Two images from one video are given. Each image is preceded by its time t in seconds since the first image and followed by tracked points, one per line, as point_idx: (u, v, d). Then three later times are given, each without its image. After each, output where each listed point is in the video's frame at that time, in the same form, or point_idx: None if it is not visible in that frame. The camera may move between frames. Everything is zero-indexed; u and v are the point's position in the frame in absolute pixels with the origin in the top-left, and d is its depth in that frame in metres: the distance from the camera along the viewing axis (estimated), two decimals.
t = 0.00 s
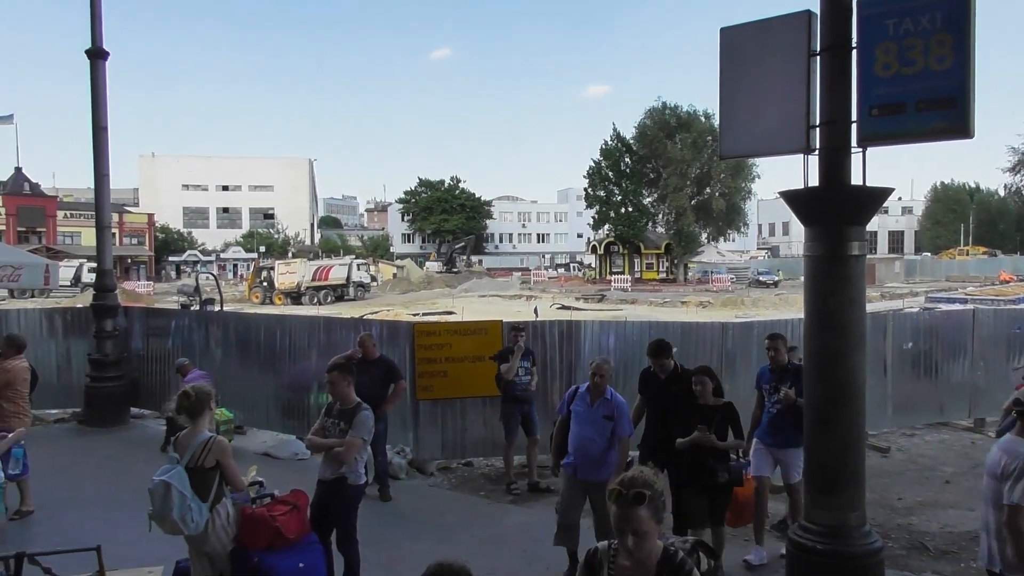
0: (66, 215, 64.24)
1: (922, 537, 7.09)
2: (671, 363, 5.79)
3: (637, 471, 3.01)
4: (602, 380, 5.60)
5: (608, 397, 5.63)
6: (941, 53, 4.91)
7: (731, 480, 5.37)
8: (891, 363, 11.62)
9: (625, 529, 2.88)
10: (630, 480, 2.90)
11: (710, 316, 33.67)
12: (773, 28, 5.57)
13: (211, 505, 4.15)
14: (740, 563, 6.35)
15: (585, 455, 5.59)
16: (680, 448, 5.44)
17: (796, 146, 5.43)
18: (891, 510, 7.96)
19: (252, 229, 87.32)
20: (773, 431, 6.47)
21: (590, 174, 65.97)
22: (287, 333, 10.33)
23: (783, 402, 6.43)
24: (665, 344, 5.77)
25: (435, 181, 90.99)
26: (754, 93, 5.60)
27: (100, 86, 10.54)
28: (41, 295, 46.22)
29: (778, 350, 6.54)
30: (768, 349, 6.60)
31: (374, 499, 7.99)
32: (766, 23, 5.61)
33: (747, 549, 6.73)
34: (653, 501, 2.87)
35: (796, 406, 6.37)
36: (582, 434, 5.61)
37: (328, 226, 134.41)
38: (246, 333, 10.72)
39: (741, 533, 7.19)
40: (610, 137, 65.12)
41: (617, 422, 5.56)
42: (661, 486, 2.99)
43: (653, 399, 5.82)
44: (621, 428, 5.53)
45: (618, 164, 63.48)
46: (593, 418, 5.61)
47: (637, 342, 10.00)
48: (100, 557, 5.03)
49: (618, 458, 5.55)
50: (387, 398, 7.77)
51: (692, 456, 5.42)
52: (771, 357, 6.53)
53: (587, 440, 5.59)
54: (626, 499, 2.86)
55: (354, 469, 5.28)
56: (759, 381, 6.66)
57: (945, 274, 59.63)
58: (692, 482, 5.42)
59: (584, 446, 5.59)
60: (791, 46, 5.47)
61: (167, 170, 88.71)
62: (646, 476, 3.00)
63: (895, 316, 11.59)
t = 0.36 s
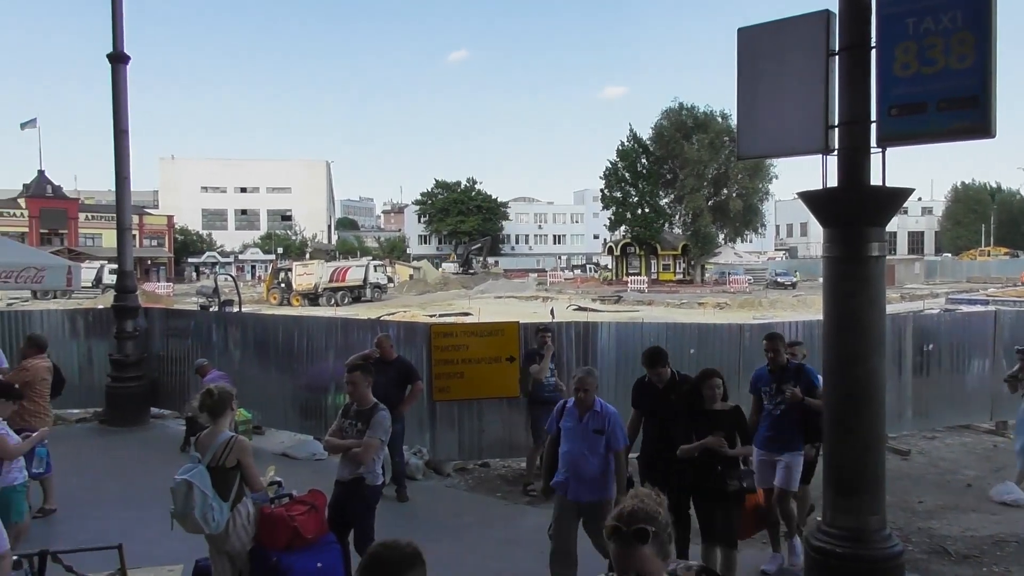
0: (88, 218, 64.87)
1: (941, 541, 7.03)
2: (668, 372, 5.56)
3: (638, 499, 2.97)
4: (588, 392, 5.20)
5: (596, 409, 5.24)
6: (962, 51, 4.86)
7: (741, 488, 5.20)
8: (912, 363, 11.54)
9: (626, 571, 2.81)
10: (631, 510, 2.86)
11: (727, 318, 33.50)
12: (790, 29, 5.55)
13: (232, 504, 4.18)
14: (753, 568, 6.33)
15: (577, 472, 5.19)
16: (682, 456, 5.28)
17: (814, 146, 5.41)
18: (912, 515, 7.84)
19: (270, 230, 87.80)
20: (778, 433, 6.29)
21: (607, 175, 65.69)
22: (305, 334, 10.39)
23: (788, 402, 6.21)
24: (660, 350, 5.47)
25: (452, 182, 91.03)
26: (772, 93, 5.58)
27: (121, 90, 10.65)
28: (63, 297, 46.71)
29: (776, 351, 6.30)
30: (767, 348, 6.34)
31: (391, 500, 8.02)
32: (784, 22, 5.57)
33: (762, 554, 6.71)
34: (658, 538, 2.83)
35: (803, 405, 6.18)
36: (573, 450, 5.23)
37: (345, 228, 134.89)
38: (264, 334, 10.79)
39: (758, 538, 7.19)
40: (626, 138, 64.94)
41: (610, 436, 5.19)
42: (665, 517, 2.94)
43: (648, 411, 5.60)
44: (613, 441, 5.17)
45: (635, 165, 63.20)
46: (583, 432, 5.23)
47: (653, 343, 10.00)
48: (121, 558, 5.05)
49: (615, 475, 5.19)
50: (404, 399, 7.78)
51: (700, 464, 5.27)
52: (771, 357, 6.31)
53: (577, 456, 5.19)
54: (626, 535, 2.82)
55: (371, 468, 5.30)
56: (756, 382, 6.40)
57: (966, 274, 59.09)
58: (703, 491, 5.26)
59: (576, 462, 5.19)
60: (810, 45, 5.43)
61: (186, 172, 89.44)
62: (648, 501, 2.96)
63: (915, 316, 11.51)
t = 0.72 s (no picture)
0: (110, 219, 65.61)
1: (963, 545, 6.96)
2: (682, 383, 5.39)
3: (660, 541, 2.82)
4: (585, 409, 4.70)
5: (596, 425, 4.79)
6: (985, 49, 4.81)
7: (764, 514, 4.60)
8: (933, 365, 11.42)
9: None
10: (648, 560, 2.72)
11: (746, 319, 33.27)
12: (808, 29, 5.52)
13: (252, 503, 4.20)
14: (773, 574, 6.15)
15: (576, 493, 4.74)
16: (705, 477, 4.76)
17: (834, 146, 5.37)
18: (934, 519, 7.75)
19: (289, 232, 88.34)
20: (787, 452, 5.83)
21: (624, 176, 65.40)
22: (323, 335, 10.44)
23: (795, 418, 5.80)
24: (674, 354, 5.26)
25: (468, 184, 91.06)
26: (791, 93, 5.55)
27: (143, 93, 10.76)
28: (85, 297, 47.27)
29: (784, 362, 5.84)
30: (775, 357, 5.87)
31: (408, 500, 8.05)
32: (803, 23, 5.54)
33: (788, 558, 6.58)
34: None
35: (811, 420, 5.77)
36: (569, 468, 4.78)
37: (362, 230, 135.48)
38: (283, 335, 10.84)
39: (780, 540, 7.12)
40: (644, 139, 64.73)
41: (610, 453, 4.77)
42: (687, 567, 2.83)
43: (655, 419, 5.40)
44: (615, 458, 4.77)
45: (652, 166, 62.90)
46: (580, 449, 4.78)
47: (671, 344, 9.97)
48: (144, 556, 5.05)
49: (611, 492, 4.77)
50: (422, 399, 7.83)
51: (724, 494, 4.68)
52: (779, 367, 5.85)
53: (574, 475, 4.75)
54: None
55: (389, 468, 5.33)
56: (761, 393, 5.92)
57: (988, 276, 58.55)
58: (723, 520, 4.67)
59: (574, 482, 4.74)
60: (830, 44, 5.39)
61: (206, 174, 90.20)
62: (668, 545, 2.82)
63: (937, 317, 11.41)
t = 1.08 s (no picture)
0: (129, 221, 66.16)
1: (985, 549, 6.89)
2: (693, 387, 5.18)
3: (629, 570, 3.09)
4: (581, 415, 4.46)
5: (591, 432, 4.53)
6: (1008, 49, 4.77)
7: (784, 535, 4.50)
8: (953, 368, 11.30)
9: None
10: None
11: (765, 320, 33.06)
12: (826, 28, 5.47)
13: (269, 503, 4.22)
14: None
15: (567, 504, 4.54)
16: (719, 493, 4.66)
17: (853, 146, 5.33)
18: (954, 523, 7.67)
19: (305, 233, 88.77)
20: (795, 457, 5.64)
21: (640, 176, 65.14)
22: (340, 336, 10.48)
23: (801, 420, 5.51)
24: (688, 355, 5.04)
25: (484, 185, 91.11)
26: (810, 92, 5.51)
27: (161, 95, 10.84)
28: (105, 298, 47.68)
29: (794, 361, 5.70)
30: (787, 357, 5.73)
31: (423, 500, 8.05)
32: (820, 22, 5.50)
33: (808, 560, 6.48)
34: None
35: (817, 424, 5.51)
36: (559, 477, 4.56)
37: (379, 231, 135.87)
38: (299, 335, 10.89)
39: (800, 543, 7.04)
40: (660, 139, 64.51)
41: (605, 465, 4.51)
42: None
43: (662, 424, 5.20)
44: (611, 471, 4.51)
45: (668, 167, 62.71)
46: (574, 459, 4.54)
47: (687, 345, 9.93)
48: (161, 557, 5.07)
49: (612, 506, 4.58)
50: (437, 399, 7.83)
51: (741, 507, 4.58)
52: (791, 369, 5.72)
53: (562, 485, 4.55)
54: None
55: (406, 469, 5.33)
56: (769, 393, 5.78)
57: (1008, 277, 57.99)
58: (740, 535, 4.57)
59: (563, 493, 4.54)
60: (848, 44, 5.35)
61: (224, 175, 90.78)
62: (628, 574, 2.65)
63: (957, 320, 11.29)
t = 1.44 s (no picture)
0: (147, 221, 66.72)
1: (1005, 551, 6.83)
2: (684, 399, 4.66)
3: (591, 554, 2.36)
4: (555, 430, 4.23)
5: (566, 451, 4.29)
6: None
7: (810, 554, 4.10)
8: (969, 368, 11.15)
9: None
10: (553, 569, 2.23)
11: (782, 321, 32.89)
12: (845, 26, 5.43)
13: (285, 502, 4.24)
14: None
15: (546, 531, 4.28)
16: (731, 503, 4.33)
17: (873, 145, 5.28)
18: (974, 525, 7.59)
19: (321, 233, 89.15)
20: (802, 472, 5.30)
21: (655, 176, 64.88)
22: (355, 335, 10.52)
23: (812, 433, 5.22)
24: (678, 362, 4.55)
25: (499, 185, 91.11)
26: (829, 90, 5.47)
27: (179, 96, 10.92)
28: (123, 297, 48.09)
29: (803, 372, 5.48)
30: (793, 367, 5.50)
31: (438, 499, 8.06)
32: (841, 20, 5.45)
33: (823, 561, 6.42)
34: None
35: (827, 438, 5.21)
36: (536, 502, 4.32)
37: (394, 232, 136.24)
38: (315, 333, 10.94)
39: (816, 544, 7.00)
40: (676, 139, 64.25)
41: (586, 485, 4.25)
42: None
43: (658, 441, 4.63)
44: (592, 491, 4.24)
45: (684, 166, 62.29)
46: (552, 479, 4.28)
47: (704, 345, 9.89)
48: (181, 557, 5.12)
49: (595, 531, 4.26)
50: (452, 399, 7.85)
51: (756, 524, 4.23)
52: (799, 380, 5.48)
53: (541, 509, 4.29)
54: None
55: (421, 468, 5.33)
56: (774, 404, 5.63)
57: None
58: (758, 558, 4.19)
59: (541, 521, 4.28)
60: (868, 41, 5.30)
61: (241, 176, 91.33)
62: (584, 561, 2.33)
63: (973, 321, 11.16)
